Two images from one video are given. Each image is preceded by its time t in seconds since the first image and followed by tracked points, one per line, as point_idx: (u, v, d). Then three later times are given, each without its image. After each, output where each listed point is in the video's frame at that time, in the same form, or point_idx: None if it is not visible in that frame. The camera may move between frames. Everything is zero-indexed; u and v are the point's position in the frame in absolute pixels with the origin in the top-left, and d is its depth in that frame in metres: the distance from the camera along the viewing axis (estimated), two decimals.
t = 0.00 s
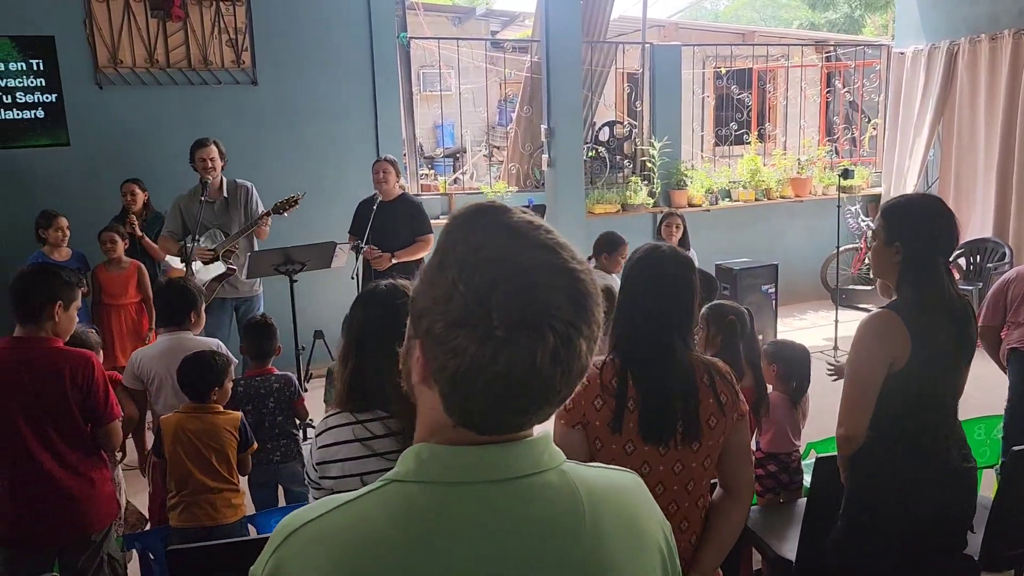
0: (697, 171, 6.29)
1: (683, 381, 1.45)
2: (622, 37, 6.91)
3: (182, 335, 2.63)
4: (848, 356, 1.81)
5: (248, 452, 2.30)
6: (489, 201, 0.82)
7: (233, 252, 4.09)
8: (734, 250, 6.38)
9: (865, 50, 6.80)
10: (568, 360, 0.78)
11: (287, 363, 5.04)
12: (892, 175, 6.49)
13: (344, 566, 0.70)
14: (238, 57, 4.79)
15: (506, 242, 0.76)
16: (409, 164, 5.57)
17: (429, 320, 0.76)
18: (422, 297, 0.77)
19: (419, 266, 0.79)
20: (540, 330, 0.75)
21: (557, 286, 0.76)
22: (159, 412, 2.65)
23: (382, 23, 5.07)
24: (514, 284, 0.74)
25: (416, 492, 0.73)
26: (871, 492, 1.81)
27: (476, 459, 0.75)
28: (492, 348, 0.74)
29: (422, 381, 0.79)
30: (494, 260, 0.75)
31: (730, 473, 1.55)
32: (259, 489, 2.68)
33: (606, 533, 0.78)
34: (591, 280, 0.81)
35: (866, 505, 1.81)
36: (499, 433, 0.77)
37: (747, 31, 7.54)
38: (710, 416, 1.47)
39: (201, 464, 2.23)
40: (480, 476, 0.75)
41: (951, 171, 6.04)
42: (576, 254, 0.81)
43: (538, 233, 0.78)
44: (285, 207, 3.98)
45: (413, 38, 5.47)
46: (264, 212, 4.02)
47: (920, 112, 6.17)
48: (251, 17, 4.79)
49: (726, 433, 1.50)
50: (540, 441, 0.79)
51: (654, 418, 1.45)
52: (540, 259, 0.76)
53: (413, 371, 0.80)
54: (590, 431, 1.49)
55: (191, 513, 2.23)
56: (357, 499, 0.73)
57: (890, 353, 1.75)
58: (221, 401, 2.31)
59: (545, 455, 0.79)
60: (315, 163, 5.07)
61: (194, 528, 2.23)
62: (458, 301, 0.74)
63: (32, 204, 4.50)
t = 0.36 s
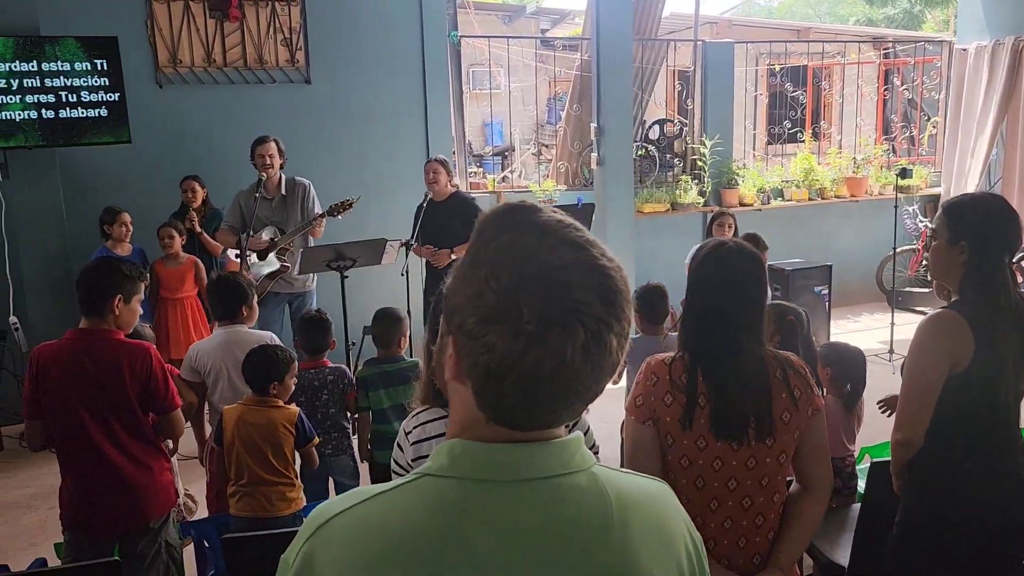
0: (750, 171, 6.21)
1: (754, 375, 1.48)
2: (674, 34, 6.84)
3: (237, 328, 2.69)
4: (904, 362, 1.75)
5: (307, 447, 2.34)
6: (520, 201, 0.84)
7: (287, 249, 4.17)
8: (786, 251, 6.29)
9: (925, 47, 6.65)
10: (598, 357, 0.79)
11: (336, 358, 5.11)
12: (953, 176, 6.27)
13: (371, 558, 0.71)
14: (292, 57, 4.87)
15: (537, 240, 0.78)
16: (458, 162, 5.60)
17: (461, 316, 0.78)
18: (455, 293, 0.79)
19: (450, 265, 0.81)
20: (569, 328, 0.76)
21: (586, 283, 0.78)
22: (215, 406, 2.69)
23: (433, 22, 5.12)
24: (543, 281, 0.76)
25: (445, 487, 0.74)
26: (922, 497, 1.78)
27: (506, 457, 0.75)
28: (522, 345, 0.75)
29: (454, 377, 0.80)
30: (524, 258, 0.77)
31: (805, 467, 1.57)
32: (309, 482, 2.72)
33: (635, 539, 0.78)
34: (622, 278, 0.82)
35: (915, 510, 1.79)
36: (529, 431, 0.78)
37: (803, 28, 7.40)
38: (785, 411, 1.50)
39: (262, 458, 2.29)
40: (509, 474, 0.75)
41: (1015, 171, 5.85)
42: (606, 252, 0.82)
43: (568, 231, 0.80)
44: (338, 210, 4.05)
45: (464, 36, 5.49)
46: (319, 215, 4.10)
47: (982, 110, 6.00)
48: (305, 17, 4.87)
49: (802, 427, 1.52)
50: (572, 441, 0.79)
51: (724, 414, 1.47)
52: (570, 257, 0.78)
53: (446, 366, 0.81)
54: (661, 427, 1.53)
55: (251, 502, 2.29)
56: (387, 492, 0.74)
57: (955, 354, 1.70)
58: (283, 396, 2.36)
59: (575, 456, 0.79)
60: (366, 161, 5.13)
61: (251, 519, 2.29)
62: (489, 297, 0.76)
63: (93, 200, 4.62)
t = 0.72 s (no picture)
0: (804, 170, 6.11)
1: (838, 372, 1.46)
2: (727, 32, 6.75)
3: (290, 324, 2.73)
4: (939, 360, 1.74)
5: (357, 442, 2.38)
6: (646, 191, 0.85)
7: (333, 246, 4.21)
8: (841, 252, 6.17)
9: (989, 42, 6.55)
10: (717, 349, 0.79)
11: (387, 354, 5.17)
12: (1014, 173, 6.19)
13: (481, 533, 0.73)
14: (345, 56, 4.93)
15: (662, 230, 0.78)
16: (508, 161, 5.65)
17: (582, 301, 0.79)
18: (576, 279, 0.80)
19: (574, 251, 0.83)
20: (692, 319, 0.76)
21: (710, 276, 0.78)
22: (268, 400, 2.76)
23: (483, 21, 5.14)
24: (668, 271, 0.76)
25: (555, 468, 0.76)
26: (984, 503, 1.75)
27: (615, 444, 0.77)
28: (643, 331, 0.76)
29: (570, 362, 0.82)
30: (649, 247, 0.77)
31: (893, 465, 1.54)
32: (360, 476, 2.76)
33: (745, 531, 0.78)
34: (744, 273, 0.81)
35: (976, 516, 1.76)
36: (639, 419, 0.79)
37: (861, 24, 7.24)
38: (872, 409, 1.46)
39: (311, 452, 2.32)
40: (618, 461, 0.76)
41: None
42: (731, 248, 0.82)
43: (693, 224, 0.80)
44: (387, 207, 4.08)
45: (514, 35, 5.50)
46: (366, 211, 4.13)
47: None
48: (358, 17, 4.93)
49: (890, 424, 1.49)
50: (680, 432, 0.80)
51: (812, 412, 1.45)
52: (697, 249, 0.78)
53: (562, 351, 0.83)
54: (746, 426, 1.50)
55: (305, 494, 2.33)
56: (499, 471, 0.77)
57: (989, 357, 1.68)
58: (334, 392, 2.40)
59: (683, 446, 0.80)
60: (417, 159, 5.17)
61: (298, 511, 2.33)
62: (612, 283, 0.77)
63: (153, 197, 4.74)
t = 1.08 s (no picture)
0: (859, 171, 6.02)
1: (917, 375, 1.38)
2: (780, 30, 6.64)
3: (341, 321, 2.76)
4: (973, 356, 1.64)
5: (403, 439, 2.37)
6: (760, 192, 0.83)
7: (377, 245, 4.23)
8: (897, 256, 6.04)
9: None
10: (849, 349, 0.77)
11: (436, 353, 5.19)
12: None
13: (599, 529, 0.75)
14: (395, 57, 4.97)
15: (788, 232, 0.77)
16: (555, 161, 5.64)
17: (705, 307, 0.78)
18: (696, 283, 0.79)
19: (690, 254, 0.81)
20: (823, 320, 0.75)
21: (841, 276, 0.76)
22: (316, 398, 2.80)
23: (532, 21, 5.14)
24: (797, 272, 0.75)
25: (674, 467, 0.77)
26: None
27: (736, 445, 0.77)
28: (773, 334, 0.74)
29: (692, 366, 0.81)
30: (775, 247, 0.76)
31: (982, 474, 1.47)
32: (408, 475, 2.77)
33: (869, 539, 0.77)
34: (872, 270, 0.79)
35: None
36: (762, 422, 0.79)
37: (920, 22, 7.05)
38: (952, 412, 1.37)
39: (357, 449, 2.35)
40: (738, 462, 0.77)
41: None
42: (855, 244, 0.80)
43: (815, 222, 0.78)
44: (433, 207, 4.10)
45: (563, 36, 5.50)
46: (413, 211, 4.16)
47: None
48: (409, 18, 4.97)
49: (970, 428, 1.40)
50: (802, 436, 0.80)
51: (895, 418, 1.36)
52: (823, 249, 0.76)
53: (682, 356, 0.82)
54: (824, 436, 1.42)
55: (354, 491, 2.37)
56: (618, 467, 0.79)
57: (1007, 362, 1.56)
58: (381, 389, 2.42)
59: (805, 450, 0.79)
60: (465, 160, 5.20)
61: (345, 508, 2.38)
62: (739, 286, 0.75)
63: (209, 197, 4.85)
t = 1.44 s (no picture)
0: (911, 174, 5.89)
1: (960, 385, 1.39)
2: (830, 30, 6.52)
3: (386, 321, 2.80)
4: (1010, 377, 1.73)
5: (450, 437, 2.37)
6: (805, 195, 0.83)
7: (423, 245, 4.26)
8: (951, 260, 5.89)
9: None
10: (907, 354, 0.77)
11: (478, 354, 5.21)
12: None
13: (642, 519, 0.76)
14: (440, 59, 5.00)
15: (841, 240, 0.77)
16: (600, 163, 5.62)
17: (755, 318, 0.79)
18: (746, 295, 0.80)
19: (738, 263, 0.82)
20: (880, 328, 0.75)
21: (895, 283, 0.76)
22: (359, 397, 2.82)
23: (577, 23, 5.13)
24: (849, 281, 0.75)
25: (721, 464, 0.77)
26: None
27: (785, 445, 0.77)
28: (829, 345, 0.75)
29: (743, 375, 0.82)
30: (826, 258, 0.76)
31: None
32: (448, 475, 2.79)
33: (916, 550, 0.75)
34: (927, 275, 0.78)
35: None
36: (813, 423, 0.78)
37: (977, 20, 6.87)
38: (992, 425, 1.37)
39: (406, 446, 2.36)
40: (786, 462, 0.76)
41: None
42: (907, 247, 0.80)
43: (865, 228, 0.78)
44: (481, 207, 4.12)
45: (609, 37, 5.48)
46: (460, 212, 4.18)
47: None
48: (454, 21, 5.00)
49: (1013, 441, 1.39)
50: (855, 441, 0.78)
51: (932, 428, 1.37)
52: (878, 257, 0.76)
53: (733, 365, 0.83)
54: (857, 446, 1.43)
55: (400, 490, 2.38)
56: (665, 461, 0.79)
57: None
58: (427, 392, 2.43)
59: (856, 455, 0.78)
60: (509, 161, 5.20)
61: (390, 504, 2.40)
62: (790, 298, 0.76)
63: (257, 197, 4.94)
